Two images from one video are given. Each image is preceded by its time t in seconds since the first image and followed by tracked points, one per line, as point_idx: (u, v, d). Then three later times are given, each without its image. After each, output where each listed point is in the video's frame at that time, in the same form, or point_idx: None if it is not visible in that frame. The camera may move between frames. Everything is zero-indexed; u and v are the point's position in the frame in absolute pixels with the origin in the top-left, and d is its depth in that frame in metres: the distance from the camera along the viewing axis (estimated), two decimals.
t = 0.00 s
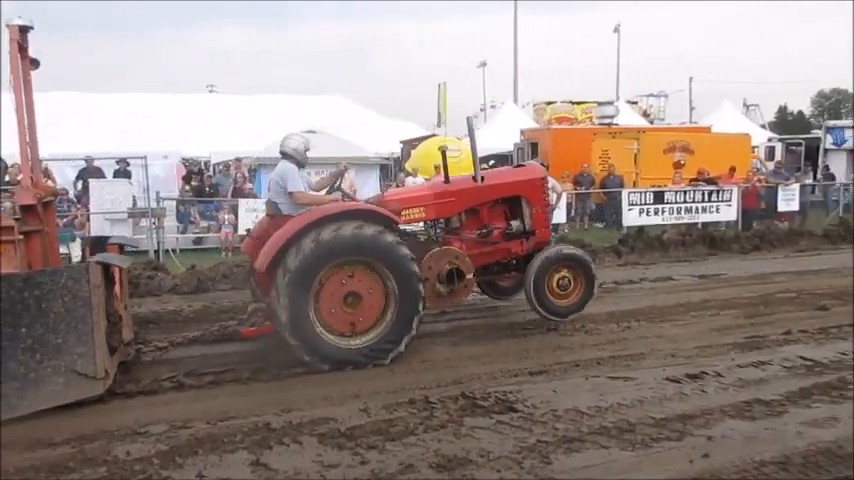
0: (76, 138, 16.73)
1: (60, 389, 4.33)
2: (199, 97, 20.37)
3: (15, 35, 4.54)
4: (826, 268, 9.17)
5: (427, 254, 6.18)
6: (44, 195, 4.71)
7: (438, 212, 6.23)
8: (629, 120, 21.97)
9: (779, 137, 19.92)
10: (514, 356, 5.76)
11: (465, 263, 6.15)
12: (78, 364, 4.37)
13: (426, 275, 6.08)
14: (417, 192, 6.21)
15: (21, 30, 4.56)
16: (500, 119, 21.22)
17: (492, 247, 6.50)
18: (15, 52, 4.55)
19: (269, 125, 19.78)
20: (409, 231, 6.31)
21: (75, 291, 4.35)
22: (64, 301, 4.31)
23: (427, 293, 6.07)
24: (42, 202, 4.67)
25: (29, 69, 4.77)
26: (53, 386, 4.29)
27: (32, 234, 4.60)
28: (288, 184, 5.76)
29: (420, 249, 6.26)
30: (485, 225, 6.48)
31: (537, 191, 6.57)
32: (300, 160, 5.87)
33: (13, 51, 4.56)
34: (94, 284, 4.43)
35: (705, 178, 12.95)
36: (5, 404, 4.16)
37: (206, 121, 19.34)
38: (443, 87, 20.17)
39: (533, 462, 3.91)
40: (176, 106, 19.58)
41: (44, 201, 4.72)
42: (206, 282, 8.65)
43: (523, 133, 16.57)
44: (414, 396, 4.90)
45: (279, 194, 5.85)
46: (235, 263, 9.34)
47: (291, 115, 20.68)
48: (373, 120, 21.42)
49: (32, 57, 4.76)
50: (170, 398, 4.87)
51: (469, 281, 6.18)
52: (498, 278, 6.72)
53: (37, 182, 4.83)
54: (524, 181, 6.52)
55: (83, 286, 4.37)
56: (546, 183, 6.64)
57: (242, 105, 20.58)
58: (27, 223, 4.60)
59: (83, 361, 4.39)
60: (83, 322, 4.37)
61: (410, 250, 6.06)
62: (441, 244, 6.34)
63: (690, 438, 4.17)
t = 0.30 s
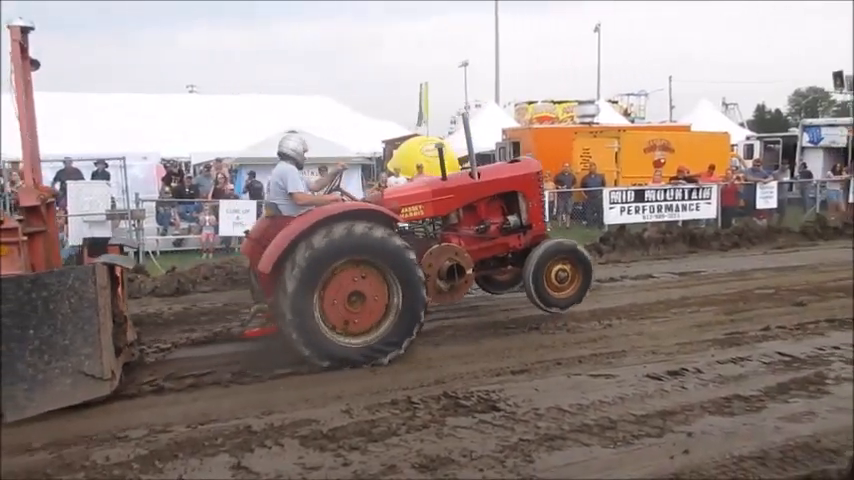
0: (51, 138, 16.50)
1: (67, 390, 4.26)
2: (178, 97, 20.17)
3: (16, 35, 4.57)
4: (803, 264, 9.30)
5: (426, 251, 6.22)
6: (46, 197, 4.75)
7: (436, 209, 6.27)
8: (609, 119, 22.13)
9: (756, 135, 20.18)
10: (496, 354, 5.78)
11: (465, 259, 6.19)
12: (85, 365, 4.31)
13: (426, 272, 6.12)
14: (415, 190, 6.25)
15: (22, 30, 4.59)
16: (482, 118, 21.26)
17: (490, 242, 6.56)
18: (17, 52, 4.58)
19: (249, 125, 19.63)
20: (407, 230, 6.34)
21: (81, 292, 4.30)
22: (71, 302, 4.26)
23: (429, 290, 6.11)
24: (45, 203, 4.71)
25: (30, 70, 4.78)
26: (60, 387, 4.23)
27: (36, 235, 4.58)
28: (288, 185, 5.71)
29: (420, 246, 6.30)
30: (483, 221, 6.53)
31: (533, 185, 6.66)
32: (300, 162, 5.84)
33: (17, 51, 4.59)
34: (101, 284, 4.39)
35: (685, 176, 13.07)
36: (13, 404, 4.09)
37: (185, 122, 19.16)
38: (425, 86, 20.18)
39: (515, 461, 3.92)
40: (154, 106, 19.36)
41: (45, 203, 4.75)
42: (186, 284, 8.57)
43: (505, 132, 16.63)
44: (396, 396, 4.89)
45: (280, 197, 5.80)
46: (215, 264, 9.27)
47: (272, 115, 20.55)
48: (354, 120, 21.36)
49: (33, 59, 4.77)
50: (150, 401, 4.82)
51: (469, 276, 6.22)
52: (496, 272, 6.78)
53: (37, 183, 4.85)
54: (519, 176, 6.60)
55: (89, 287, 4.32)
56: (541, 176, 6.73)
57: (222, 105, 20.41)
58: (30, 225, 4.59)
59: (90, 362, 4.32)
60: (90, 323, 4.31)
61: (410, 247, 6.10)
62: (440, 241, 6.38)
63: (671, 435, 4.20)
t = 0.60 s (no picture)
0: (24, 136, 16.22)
1: (73, 388, 4.43)
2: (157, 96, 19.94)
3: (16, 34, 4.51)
4: (778, 264, 9.44)
5: (424, 249, 6.27)
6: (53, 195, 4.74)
7: (433, 207, 6.32)
8: (589, 120, 22.24)
9: (734, 137, 20.40)
10: (476, 354, 5.79)
11: (463, 257, 6.25)
12: (90, 363, 4.47)
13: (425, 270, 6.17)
14: (412, 188, 6.29)
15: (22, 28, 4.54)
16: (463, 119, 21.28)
17: (485, 240, 6.65)
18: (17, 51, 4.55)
19: (229, 126, 19.47)
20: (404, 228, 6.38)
21: (86, 291, 4.44)
22: (77, 300, 4.41)
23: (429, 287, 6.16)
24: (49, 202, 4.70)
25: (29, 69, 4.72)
26: (65, 385, 4.40)
27: (36, 234, 4.63)
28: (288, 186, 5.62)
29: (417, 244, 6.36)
30: (478, 218, 6.61)
31: (527, 183, 6.75)
32: (297, 161, 5.75)
33: (17, 50, 4.55)
34: (106, 283, 4.53)
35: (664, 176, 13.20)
36: (20, 402, 4.26)
37: (163, 122, 18.95)
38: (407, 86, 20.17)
39: (495, 460, 3.93)
40: (132, 105, 19.12)
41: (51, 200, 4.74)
42: (164, 285, 8.48)
43: (486, 132, 16.66)
44: (376, 396, 4.88)
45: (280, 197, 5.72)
46: (194, 265, 9.18)
47: (252, 115, 20.40)
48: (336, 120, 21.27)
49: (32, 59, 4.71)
50: (128, 403, 4.77)
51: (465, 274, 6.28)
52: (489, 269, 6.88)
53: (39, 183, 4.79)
54: (514, 174, 6.69)
55: (94, 286, 4.47)
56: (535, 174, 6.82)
57: (201, 104, 20.23)
58: (32, 224, 4.63)
59: (96, 360, 4.49)
60: (95, 322, 4.45)
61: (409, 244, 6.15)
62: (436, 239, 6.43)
63: (648, 433, 4.24)
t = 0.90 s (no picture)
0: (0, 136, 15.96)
1: (82, 388, 4.42)
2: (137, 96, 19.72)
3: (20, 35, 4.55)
4: (758, 263, 9.54)
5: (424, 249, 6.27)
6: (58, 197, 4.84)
7: (434, 207, 6.34)
8: (572, 120, 22.32)
9: (715, 137, 20.57)
10: (460, 355, 5.79)
11: (462, 256, 6.27)
12: (98, 363, 4.47)
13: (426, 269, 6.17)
14: (414, 188, 6.30)
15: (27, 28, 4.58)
16: (447, 119, 21.27)
17: (485, 239, 6.68)
18: (23, 50, 4.61)
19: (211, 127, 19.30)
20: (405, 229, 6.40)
21: (95, 291, 4.48)
22: (85, 301, 4.44)
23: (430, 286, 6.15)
24: (55, 204, 4.80)
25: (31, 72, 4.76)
26: (75, 385, 4.39)
27: (41, 236, 4.71)
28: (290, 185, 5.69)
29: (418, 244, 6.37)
30: (477, 218, 6.65)
31: (525, 183, 6.81)
32: (299, 162, 5.85)
33: (22, 51, 4.62)
34: (114, 284, 4.57)
35: (647, 176, 13.29)
36: (30, 403, 4.22)
37: (145, 122, 18.75)
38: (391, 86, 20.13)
39: (477, 461, 3.93)
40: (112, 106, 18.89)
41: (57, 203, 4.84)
42: (145, 287, 8.41)
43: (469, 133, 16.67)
44: (359, 398, 4.87)
45: (284, 198, 5.79)
46: (175, 267, 9.09)
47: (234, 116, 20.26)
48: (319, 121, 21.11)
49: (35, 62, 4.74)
50: (109, 405, 4.73)
51: (465, 273, 6.29)
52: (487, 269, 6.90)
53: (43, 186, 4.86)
54: (513, 175, 6.75)
55: (102, 286, 4.52)
56: (532, 175, 6.89)
57: (183, 104, 20.02)
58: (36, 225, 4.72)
59: (104, 361, 4.49)
60: (103, 322, 4.48)
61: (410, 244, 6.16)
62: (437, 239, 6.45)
63: (630, 432, 4.26)
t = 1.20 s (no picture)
0: None
1: (89, 385, 4.45)
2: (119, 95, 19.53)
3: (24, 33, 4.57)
4: (739, 263, 9.63)
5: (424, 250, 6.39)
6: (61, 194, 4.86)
7: (434, 209, 6.46)
8: (556, 121, 22.42)
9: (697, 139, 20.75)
10: (443, 355, 5.80)
11: (461, 257, 6.37)
12: (105, 361, 4.49)
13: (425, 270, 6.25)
14: (415, 190, 6.42)
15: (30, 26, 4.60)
16: (433, 120, 21.29)
17: (484, 242, 6.81)
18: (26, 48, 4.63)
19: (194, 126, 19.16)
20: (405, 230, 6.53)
21: (102, 289, 4.50)
22: (92, 298, 4.46)
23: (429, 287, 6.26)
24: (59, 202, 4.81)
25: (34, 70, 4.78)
26: (82, 383, 4.43)
27: (45, 234, 4.73)
28: (295, 185, 5.73)
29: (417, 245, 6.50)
30: (477, 221, 6.77)
31: (526, 188, 6.90)
32: (303, 161, 5.89)
33: (27, 50, 4.64)
34: (121, 282, 4.58)
35: (630, 178, 13.38)
36: (37, 399, 4.29)
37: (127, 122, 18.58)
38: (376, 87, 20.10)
39: (460, 461, 3.94)
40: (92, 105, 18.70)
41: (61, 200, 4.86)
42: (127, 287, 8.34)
43: (454, 133, 16.69)
44: (342, 399, 4.86)
45: (287, 197, 5.83)
46: (157, 267, 9.02)
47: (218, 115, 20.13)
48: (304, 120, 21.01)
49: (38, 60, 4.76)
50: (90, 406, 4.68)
51: (465, 275, 6.39)
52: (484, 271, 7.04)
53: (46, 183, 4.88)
54: (513, 179, 6.83)
55: (109, 284, 4.53)
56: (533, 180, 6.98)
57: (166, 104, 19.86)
58: (40, 223, 4.73)
59: (111, 358, 4.51)
60: (110, 320, 4.50)
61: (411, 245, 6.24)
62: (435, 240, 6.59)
63: (611, 432, 4.29)
